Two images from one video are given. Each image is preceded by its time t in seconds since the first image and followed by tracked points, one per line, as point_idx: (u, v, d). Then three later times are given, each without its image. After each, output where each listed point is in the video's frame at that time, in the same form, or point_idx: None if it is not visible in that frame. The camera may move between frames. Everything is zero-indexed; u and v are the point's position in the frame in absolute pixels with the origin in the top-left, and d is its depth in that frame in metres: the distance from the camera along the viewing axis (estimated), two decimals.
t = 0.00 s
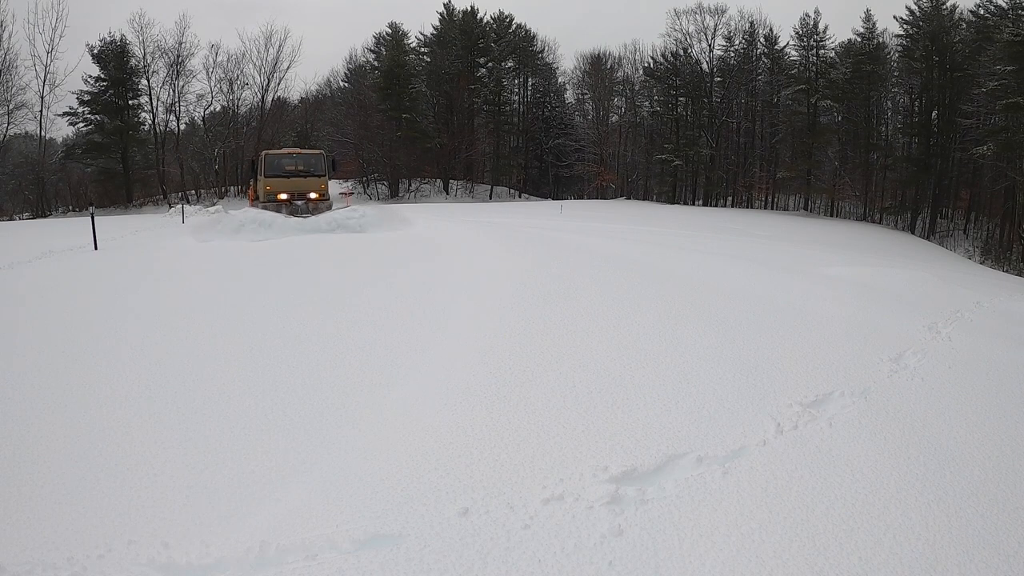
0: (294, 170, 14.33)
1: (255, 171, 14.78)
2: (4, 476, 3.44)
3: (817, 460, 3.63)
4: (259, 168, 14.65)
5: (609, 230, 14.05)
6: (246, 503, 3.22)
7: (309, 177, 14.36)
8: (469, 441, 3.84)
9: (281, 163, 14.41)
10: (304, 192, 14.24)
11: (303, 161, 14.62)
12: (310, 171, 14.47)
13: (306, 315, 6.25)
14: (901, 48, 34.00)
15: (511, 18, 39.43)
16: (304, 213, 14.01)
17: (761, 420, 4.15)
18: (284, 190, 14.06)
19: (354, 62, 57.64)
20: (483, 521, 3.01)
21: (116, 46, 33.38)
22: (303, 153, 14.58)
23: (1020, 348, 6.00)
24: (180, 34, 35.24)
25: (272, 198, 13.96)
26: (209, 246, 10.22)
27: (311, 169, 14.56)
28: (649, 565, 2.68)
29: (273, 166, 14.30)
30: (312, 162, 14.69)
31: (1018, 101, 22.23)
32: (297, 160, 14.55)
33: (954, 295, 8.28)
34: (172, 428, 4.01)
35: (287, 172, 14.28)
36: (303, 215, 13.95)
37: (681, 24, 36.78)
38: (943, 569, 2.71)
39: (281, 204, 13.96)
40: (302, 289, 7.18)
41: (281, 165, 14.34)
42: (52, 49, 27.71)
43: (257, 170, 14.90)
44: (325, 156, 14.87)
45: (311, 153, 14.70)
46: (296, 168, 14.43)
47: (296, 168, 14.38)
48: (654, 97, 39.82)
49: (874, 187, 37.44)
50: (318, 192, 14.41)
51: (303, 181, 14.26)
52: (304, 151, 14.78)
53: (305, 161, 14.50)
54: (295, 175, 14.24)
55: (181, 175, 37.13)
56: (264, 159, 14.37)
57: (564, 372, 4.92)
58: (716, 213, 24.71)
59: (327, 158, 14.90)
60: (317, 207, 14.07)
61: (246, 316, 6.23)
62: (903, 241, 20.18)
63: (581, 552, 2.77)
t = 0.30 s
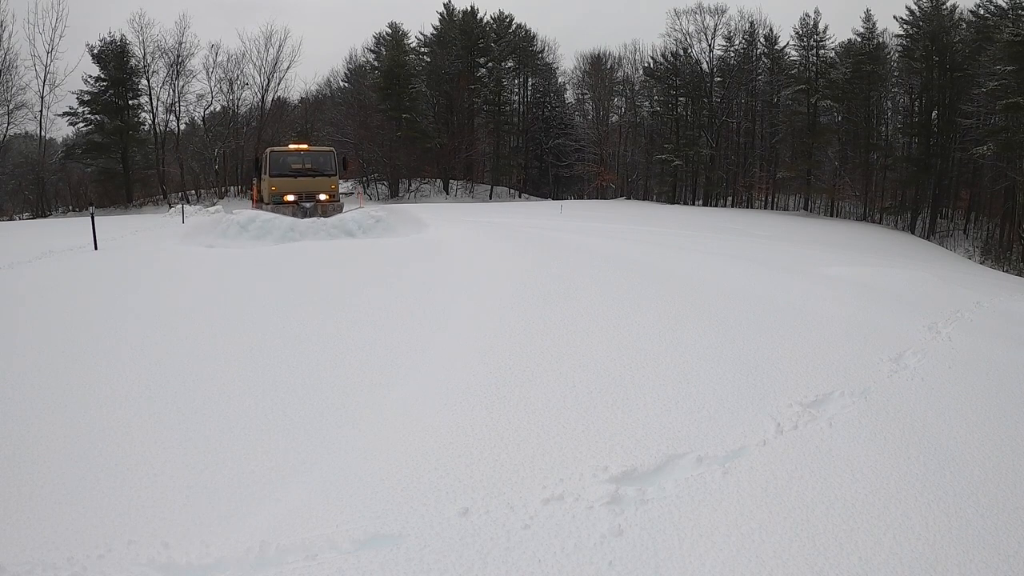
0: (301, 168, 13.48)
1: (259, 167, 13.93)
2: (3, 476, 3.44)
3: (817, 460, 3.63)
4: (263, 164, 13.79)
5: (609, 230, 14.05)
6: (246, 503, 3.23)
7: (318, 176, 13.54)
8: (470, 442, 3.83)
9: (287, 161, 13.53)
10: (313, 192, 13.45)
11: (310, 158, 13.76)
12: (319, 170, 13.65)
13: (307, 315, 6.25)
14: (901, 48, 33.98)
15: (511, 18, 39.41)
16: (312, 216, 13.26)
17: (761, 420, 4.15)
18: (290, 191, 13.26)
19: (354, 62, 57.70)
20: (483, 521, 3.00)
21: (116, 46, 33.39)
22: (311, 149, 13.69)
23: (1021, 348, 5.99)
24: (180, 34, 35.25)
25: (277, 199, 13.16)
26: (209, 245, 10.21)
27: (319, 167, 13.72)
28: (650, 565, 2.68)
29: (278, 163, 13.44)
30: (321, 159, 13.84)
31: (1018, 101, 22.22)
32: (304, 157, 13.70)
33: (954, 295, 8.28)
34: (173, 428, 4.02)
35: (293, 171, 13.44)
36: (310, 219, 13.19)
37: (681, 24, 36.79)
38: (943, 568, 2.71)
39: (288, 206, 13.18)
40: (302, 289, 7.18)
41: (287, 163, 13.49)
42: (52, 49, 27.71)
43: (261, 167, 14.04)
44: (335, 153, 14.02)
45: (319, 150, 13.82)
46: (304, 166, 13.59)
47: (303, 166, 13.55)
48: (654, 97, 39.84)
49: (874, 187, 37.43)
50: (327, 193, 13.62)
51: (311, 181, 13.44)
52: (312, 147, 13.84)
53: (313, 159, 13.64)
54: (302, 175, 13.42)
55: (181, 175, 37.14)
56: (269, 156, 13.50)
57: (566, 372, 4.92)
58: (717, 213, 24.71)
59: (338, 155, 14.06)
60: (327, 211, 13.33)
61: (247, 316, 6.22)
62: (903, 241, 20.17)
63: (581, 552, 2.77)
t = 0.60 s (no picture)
0: (311, 167, 12.86)
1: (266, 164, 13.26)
2: (4, 476, 3.44)
3: (817, 460, 3.63)
4: (270, 160, 13.11)
5: (609, 230, 14.04)
6: (246, 503, 3.22)
7: (330, 176, 12.93)
8: (471, 441, 3.83)
9: (296, 158, 12.85)
10: (325, 192, 12.89)
11: (321, 154, 13.08)
12: (331, 169, 13.03)
13: (307, 315, 6.25)
14: (901, 48, 33.98)
15: (511, 18, 39.39)
16: (325, 219, 12.77)
17: (761, 421, 4.15)
18: (301, 193, 12.70)
19: (354, 62, 57.72)
20: (483, 521, 3.00)
21: (116, 46, 33.39)
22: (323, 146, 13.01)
23: (1021, 348, 5.99)
24: (180, 33, 35.26)
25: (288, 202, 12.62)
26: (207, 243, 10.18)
27: (331, 165, 13.08)
28: (650, 565, 2.68)
29: (287, 161, 12.78)
30: (332, 155, 13.18)
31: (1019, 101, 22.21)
32: (315, 153, 13.01)
33: (954, 295, 8.28)
34: (173, 428, 4.01)
35: (303, 170, 12.81)
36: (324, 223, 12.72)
37: (681, 24, 36.77)
38: (943, 568, 2.71)
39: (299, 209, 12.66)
40: (302, 289, 7.18)
41: (296, 160, 12.82)
42: (52, 49, 27.71)
43: (268, 162, 13.35)
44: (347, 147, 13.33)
45: (330, 146, 13.12)
46: (314, 164, 12.94)
47: (314, 165, 12.91)
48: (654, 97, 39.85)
49: (874, 187, 37.41)
50: (340, 193, 13.06)
51: (322, 181, 12.85)
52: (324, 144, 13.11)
53: (324, 156, 12.97)
54: (313, 174, 12.82)
55: (181, 175, 37.14)
56: (276, 152, 12.81)
57: (567, 372, 4.92)
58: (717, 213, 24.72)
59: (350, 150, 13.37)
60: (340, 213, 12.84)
61: (247, 316, 6.22)
62: (903, 241, 20.17)
63: (581, 552, 2.77)
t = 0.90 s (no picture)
0: (329, 164, 11.60)
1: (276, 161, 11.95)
2: (4, 476, 3.44)
3: (816, 459, 3.64)
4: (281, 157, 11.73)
5: (609, 230, 14.04)
6: (247, 503, 3.22)
7: (350, 174, 11.69)
8: (471, 442, 3.83)
9: (311, 154, 11.56)
10: (345, 192, 11.64)
11: (338, 150, 11.81)
12: (351, 166, 11.78)
13: (307, 315, 6.25)
14: (901, 48, 33.99)
15: (511, 18, 39.34)
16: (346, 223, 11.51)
17: (760, 421, 4.15)
18: (318, 193, 11.42)
19: (354, 62, 57.86)
20: (483, 521, 3.00)
21: (116, 46, 33.41)
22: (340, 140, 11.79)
23: (1021, 348, 5.99)
24: (180, 33, 35.27)
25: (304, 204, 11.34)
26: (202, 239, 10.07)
27: (351, 162, 11.83)
28: (650, 565, 2.68)
29: (301, 158, 11.47)
30: (350, 152, 11.93)
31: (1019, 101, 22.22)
32: (330, 149, 11.73)
33: (954, 295, 8.28)
34: (173, 428, 4.00)
35: (320, 167, 11.53)
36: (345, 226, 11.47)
37: (681, 24, 36.82)
38: (943, 568, 2.71)
39: (317, 211, 11.37)
40: (303, 289, 7.17)
41: (311, 156, 11.52)
42: (52, 49, 27.71)
43: (277, 159, 12.03)
44: (366, 142, 12.10)
45: (348, 140, 11.87)
46: (332, 160, 11.69)
47: (331, 161, 11.65)
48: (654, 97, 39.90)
49: (874, 187, 37.40)
50: (361, 194, 11.82)
51: (341, 180, 11.58)
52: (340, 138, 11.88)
53: (342, 153, 11.72)
54: (331, 172, 11.56)
55: (181, 175, 37.15)
56: (289, 148, 11.50)
57: (567, 372, 4.92)
58: (716, 214, 24.74)
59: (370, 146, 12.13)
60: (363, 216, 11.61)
61: (247, 317, 6.20)
62: (903, 241, 20.18)
63: (581, 552, 2.77)
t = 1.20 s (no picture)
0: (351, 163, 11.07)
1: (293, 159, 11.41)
2: (4, 476, 3.44)
3: (817, 460, 3.63)
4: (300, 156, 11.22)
5: (609, 230, 14.03)
6: (246, 504, 3.22)
7: (372, 173, 11.15)
8: (473, 444, 3.82)
9: (330, 152, 11.01)
10: (367, 193, 11.09)
11: (358, 147, 11.26)
12: (373, 165, 11.23)
13: (307, 315, 6.25)
14: (901, 48, 33.97)
15: (511, 18, 39.33)
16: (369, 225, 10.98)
17: (761, 421, 4.15)
18: (339, 193, 10.88)
19: (354, 62, 57.92)
20: (483, 521, 3.00)
21: (116, 46, 33.43)
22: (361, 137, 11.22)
23: (1021, 348, 5.99)
24: (180, 33, 35.29)
25: (324, 206, 10.81)
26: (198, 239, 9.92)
27: (373, 160, 11.29)
28: (650, 565, 2.68)
29: (320, 156, 10.95)
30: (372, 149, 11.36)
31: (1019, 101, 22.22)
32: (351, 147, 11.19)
33: (954, 295, 8.28)
34: (171, 429, 3.99)
35: (341, 166, 10.99)
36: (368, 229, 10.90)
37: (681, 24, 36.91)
38: (943, 568, 2.71)
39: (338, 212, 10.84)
40: (302, 290, 7.13)
41: (330, 155, 10.99)
42: (52, 49, 27.74)
43: (293, 157, 11.46)
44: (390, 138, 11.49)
45: (370, 137, 11.33)
46: (353, 158, 11.16)
47: (353, 160, 11.12)
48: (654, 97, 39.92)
49: (874, 187, 37.37)
50: (385, 195, 11.27)
51: (364, 179, 11.03)
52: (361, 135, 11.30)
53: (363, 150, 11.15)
54: (352, 171, 11.02)
55: (181, 175, 37.15)
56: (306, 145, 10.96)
57: (569, 372, 4.92)
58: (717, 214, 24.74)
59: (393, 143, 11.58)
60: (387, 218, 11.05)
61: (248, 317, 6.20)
62: (903, 241, 20.18)
63: (580, 552, 2.77)
